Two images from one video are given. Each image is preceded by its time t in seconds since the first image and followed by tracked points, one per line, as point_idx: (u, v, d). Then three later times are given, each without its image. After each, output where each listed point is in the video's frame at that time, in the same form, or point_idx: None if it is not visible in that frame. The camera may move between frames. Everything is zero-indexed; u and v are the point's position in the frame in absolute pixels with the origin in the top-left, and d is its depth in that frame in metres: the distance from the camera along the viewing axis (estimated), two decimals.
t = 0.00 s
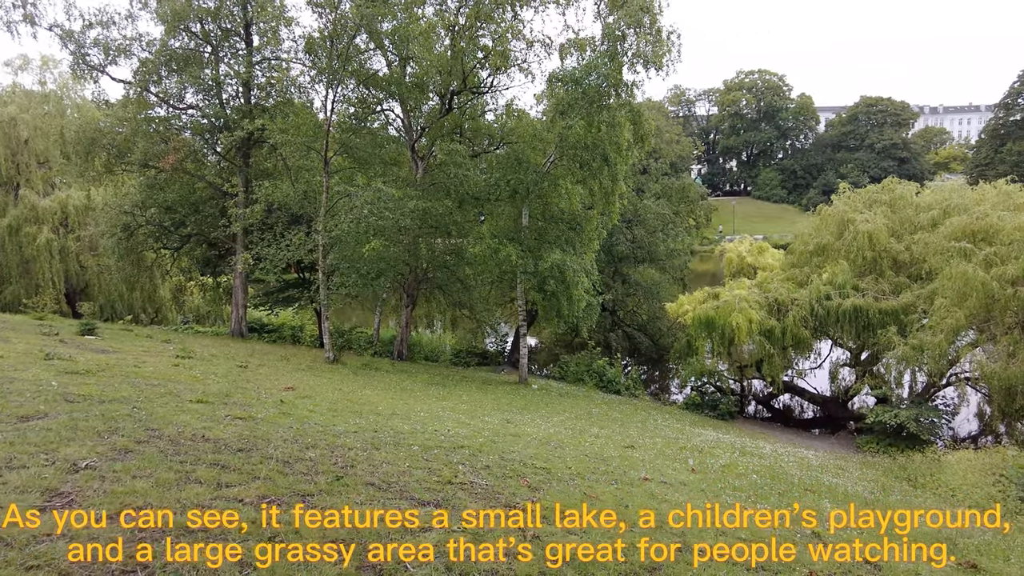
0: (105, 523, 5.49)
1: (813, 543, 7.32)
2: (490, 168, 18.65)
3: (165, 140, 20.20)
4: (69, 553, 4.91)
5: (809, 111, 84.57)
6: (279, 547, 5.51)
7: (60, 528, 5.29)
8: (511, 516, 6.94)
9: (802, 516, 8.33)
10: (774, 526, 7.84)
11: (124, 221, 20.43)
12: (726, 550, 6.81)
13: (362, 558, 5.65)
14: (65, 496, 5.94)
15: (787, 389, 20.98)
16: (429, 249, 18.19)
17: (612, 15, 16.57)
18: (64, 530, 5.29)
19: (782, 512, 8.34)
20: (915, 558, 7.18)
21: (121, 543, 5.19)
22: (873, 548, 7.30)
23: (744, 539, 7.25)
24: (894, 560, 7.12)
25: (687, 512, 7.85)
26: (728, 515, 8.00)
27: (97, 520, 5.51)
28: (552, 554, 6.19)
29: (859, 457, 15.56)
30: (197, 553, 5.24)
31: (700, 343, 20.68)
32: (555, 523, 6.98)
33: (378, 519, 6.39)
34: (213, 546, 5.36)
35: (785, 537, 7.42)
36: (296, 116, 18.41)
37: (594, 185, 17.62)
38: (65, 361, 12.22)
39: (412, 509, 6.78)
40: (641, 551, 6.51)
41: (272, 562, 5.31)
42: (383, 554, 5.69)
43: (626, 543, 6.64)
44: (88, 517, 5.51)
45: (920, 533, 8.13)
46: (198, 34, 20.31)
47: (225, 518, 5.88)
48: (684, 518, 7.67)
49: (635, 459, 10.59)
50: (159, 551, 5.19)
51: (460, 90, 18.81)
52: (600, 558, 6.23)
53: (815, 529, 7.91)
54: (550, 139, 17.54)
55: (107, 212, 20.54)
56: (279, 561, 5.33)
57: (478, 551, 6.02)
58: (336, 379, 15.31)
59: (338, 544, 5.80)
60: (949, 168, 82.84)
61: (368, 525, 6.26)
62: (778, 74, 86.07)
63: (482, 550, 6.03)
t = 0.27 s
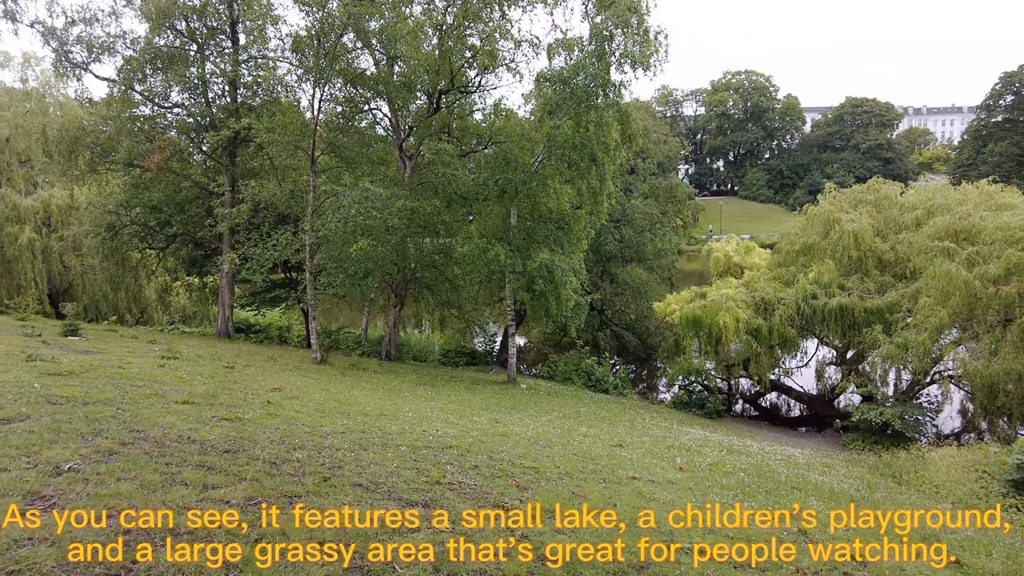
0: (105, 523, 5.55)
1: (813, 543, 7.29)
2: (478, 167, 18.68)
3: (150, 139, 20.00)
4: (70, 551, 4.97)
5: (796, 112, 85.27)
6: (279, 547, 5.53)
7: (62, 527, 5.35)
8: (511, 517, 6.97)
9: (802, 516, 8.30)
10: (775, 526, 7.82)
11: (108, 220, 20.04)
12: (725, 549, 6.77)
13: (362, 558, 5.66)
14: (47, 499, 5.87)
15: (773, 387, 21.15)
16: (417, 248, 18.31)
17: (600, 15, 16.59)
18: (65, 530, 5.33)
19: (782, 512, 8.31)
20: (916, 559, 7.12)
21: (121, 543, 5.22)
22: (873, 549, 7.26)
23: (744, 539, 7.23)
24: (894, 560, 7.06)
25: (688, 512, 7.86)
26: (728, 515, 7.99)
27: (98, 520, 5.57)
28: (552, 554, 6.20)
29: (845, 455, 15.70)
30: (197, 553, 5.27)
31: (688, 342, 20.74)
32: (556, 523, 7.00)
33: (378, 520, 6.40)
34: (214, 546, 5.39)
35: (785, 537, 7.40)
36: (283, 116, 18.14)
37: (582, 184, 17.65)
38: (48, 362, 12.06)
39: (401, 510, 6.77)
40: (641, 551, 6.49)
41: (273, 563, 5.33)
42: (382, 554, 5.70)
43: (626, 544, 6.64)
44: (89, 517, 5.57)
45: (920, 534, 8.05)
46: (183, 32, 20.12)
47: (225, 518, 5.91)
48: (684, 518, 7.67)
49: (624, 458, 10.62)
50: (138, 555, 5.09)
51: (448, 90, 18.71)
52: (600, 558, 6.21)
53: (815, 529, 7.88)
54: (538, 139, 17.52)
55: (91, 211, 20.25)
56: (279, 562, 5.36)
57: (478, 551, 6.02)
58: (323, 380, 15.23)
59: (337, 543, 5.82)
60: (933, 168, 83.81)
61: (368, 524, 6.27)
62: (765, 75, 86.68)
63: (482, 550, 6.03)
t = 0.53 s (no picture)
0: (105, 523, 5.59)
1: (813, 543, 7.27)
2: (466, 167, 18.38)
3: (134, 139, 19.78)
4: (71, 551, 5.01)
5: (782, 111, 85.89)
6: (280, 547, 5.58)
7: (62, 527, 5.39)
8: (511, 516, 7.03)
9: (802, 516, 8.27)
10: (775, 526, 7.81)
11: (92, 220, 19.85)
12: (725, 549, 6.78)
13: (362, 557, 5.71)
14: (30, 503, 5.79)
15: (761, 385, 21.29)
16: (405, 248, 18.23)
17: (588, 14, 16.62)
18: (65, 530, 5.39)
19: (782, 512, 8.30)
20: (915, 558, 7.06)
21: (123, 543, 5.27)
22: (872, 549, 7.18)
23: (744, 539, 7.22)
24: (894, 560, 6.99)
25: (687, 511, 7.87)
26: (728, 515, 7.99)
27: (97, 520, 5.61)
28: (553, 554, 6.23)
29: (832, 452, 15.84)
30: (196, 554, 5.30)
31: (676, 341, 20.78)
32: (555, 523, 7.06)
33: (379, 519, 6.47)
34: (214, 546, 5.44)
35: (785, 538, 7.39)
36: (269, 115, 17.86)
37: (570, 184, 17.67)
38: (31, 364, 11.90)
39: (396, 510, 6.81)
40: (641, 551, 6.51)
41: (272, 563, 5.38)
42: (382, 554, 5.75)
43: (626, 543, 6.67)
44: (88, 518, 5.61)
45: (920, 534, 7.98)
46: (168, 30, 19.92)
47: (225, 518, 5.97)
48: (684, 518, 7.68)
49: (613, 457, 10.64)
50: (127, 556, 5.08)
51: (436, 89, 18.64)
52: (599, 558, 6.24)
53: (814, 529, 7.85)
54: (527, 139, 17.44)
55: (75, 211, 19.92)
56: (279, 562, 5.40)
57: (478, 551, 6.06)
58: (311, 381, 15.14)
59: (337, 543, 5.87)
60: (916, 168, 84.74)
61: (369, 524, 6.34)
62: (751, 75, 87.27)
63: (482, 551, 6.07)
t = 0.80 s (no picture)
0: (106, 523, 5.62)
1: (813, 543, 7.20)
2: (454, 166, 18.49)
3: (117, 138, 19.54)
4: (71, 550, 5.05)
5: (767, 111, 86.53)
6: (280, 547, 5.58)
7: (62, 528, 5.43)
8: (511, 517, 7.03)
9: (802, 516, 8.22)
10: (775, 526, 7.76)
11: (75, 221, 19.69)
12: (725, 550, 6.73)
13: (362, 557, 5.69)
14: (10, 507, 5.72)
15: (747, 383, 21.44)
16: (393, 248, 18.11)
17: (574, 14, 16.64)
18: (64, 530, 5.43)
19: (781, 511, 8.28)
20: (916, 558, 6.99)
21: (121, 544, 5.29)
22: (873, 549, 7.08)
23: (745, 539, 7.17)
24: (895, 560, 6.90)
25: (687, 511, 7.86)
26: (728, 515, 7.95)
27: (98, 520, 5.64)
28: (553, 554, 6.19)
29: (818, 449, 15.97)
30: (196, 553, 5.32)
31: (663, 340, 20.83)
32: (555, 522, 7.06)
33: (378, 519, 6.48)
34: (213, 547, 5.44)
35: (786, 537, 7.35)
36: (254, 114, 17.78)
37: (558, 183, 17.69)
38: (11, 367, 11.73)
39: (397, 510, 6.84)
40: (641, 550, 6.48)
41: (272, 562, 5.37)
42: (382, 554, 5.74)
43: (627, 544, 6.64)
44: (89, 518, 5.65)
45: (920, 533, 7.89)
46: (151, 28, 19.69)
47: (226, 518, 6.01)
48: (684, 518, 7.67)
49: (601, 455, 10.66)
50: (117, 557, 5.07)
51: (423, 88, 18.49)
52: (599, 558, 6.21)
53: (814, 529, 7.79)
54: (513, 138, 17.50)
55: (57, 211, 19.79)
56: (279, 561, 5.41)
57: (479, 551, 6.02)
58: (298, 382, 15.05)
59: (337, 543, 5.87)
60: (900, 168, 85.74)
61: (368, 524, 6.33)
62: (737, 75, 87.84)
63: (483, 550, 6.03)
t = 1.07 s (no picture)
0: (105, 522, 5.67)
1: (813, 543, 7.25)
2: (440, 165, 18.59)
3: (100, 137, 19.31)
4: (71, 550, 5.10)
5: (753, 112, 87.16)
6: (279, 547, 5.65)
7: (62, 528, 5.48)
8: (511, 517, 7.08)
9: (802, 516, 8.28)
10: (775, 527, 7.82)
11: (56, 221, 19.45)
12: (725, 549, 6.79)
13: (362, 557, 5.72)
14: None
15: (733, 382, 21.59)
16: (379, 248, 18.03)
17: (561, 14, 16.68)
18: (64, 530, 5.48)
19: (782, 512, 8.33)
20: (915, 558, 7.02)
21: (121, 544, 5.34)
22: (872, 549, 7.15)
23: (745, 539, 7.23)
24: (894, 560, 6.97)
25: (687, 511, 7.91)
26: (728, 515, 7.99)
27: (97, 520, 5.70)
28: (553, 554, 6.24)
29: (803, 447, 16.11)
30: (196, 553, 5.37)
31: (650, 339, 20.92)
32: (555, 523, 7.11)
33: (378, 520, 6.54)
34: (214, 547, 5.49)
35: (786, 538, 7.40)
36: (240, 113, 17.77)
37: (545, 183, 17.69)
38: None
39: (398, 510, 6.90)
40: (641, 550, 6.54)
41: (272, 562, 5.44)
42: (382, 554, 5.78)
43: (626, 544, 6.70)
44: (88, 518, 5.69)
45: (920, 534, 7.94)
46: (134, 26, 19.49)
47: (225, 518, 6.07)
48: (684, 518, 7.72)
49: (588, 455, 10.69)
50: (108, 558, 5.09)
51: (409, 88, 18.33)
52: (599, 558, 6.27)
53: (813, 529, 7.85)
54: (500, 138, 17.51)
55: (38, 211, 19.53)
56: (279, 561, 5.46)
57: (479, 551, 6.07)
58: (284, 383, 14.95)
59: (338, 543, 5.91)
60: (883, 168, 86.74)
61: (368, 525, 6.40)
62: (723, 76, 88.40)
63: (482, 550, 6.09)
